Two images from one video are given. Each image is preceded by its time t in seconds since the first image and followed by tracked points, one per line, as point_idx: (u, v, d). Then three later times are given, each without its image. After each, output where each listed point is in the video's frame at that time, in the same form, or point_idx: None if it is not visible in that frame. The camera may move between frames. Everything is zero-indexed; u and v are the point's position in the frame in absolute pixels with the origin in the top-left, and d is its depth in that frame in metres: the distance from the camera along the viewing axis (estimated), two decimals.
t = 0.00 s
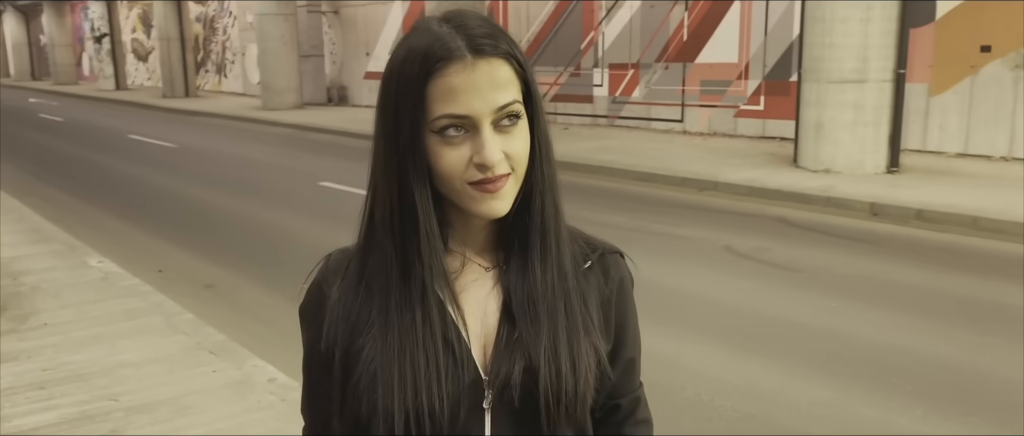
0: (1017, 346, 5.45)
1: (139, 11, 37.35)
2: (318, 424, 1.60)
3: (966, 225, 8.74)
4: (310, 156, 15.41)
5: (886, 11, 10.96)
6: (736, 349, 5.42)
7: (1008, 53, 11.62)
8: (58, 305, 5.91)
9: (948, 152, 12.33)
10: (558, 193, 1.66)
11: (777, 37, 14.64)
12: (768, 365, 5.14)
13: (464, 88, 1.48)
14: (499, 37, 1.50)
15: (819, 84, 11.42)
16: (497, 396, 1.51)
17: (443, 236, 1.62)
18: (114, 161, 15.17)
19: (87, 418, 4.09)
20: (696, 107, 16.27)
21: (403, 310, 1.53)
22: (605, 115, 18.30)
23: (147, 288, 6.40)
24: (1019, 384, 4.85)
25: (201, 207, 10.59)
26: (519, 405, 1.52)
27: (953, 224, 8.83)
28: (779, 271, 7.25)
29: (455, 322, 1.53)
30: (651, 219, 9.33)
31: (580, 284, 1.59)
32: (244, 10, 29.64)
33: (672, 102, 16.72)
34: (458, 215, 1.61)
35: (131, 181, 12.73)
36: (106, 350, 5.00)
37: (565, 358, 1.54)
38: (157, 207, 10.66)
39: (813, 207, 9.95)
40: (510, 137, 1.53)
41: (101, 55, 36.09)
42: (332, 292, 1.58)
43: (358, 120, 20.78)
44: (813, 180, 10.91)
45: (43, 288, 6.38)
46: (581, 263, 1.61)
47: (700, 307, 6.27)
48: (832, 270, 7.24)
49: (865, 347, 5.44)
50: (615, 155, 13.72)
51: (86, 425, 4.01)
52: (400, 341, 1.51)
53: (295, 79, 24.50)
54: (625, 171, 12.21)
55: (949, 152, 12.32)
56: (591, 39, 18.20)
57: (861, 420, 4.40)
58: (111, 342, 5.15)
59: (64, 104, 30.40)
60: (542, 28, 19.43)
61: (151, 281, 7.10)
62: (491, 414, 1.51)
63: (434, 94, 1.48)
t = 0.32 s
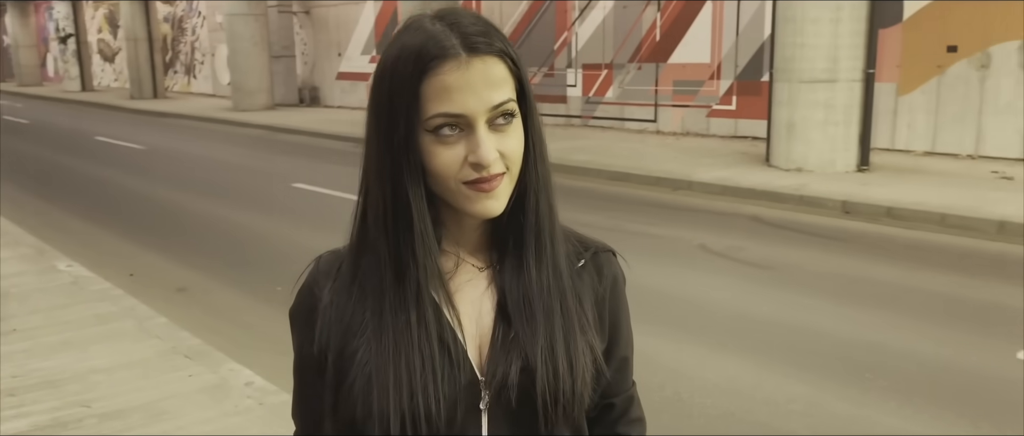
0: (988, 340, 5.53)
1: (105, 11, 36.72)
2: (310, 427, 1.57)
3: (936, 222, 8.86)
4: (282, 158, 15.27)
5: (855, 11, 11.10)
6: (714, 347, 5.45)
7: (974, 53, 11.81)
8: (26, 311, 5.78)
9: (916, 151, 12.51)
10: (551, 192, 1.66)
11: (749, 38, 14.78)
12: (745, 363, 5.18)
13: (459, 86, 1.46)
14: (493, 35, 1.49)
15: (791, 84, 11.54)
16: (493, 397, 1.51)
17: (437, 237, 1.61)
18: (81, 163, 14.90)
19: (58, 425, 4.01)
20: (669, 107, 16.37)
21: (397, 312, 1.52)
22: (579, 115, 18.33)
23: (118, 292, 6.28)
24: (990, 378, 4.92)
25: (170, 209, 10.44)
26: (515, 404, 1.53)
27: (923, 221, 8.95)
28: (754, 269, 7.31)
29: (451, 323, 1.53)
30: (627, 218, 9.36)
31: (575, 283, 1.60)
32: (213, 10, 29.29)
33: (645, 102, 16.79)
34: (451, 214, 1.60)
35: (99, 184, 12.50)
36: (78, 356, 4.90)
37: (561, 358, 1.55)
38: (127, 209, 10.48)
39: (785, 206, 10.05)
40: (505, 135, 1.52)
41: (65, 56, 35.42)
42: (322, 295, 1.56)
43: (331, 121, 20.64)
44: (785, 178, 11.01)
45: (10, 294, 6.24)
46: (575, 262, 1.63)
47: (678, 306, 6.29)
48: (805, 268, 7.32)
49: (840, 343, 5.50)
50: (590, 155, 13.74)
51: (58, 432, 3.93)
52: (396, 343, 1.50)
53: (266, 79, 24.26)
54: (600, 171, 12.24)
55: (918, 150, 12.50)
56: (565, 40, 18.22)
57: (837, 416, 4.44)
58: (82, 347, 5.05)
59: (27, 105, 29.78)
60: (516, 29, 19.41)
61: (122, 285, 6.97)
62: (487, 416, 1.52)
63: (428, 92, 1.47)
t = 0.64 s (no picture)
0: (955, 336, 5.61)
1: (65, 12, 35.93)
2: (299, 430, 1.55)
3: (902, 220, 8.99)
4: (249, 160, 15.07)
5: (821, 12, 11.24)
6: (689, 345, 5.47)
7: (936, 53, 12.03)
8: None
9: (881, 150, 12.70)
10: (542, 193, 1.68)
11: (717, 38, 14.90)
12: (720, 360, 5.21)
13: (448, 83, 1.47)
14: (481, 30, 1.50)
15: (759, 84, 11.65)
16: (487, 398, 1.51)
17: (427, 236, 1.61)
18: (42, 166, 14.56)
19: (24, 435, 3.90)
20: (639, 107, 16.45)
21: (386, 313, 1.51)
22: (549, 116, 18.31)
23: (83, 297, 6.13)
24: (959, 373, 5.00)
25: (135, 213, 10.24)
26: (508, 405, 1.53)
27: (889, 219, 9.08)
28: (725, 267, 7.36)
29: (442, 324, 1.53)
30: (599, 218, 9.38)
31: (566, 283, 1.62)
32: (177, 10, 28.83)
33: (615, 102, 16.85)
34: (441, 213, 1.60)
35: (60, 188, 12.22)
36: (43, 363, 4.78)
37: (554, 357, 1.56)
38: (91, 213, 10.25)
39: (755, 204, 10.14)
40: (496, 132, 1.53)
41: (24, 57, 34.57)
42: (309, 295, 1.54)
43: (299, 123, 20.42)
44: (754, 177, 11.11)
45: None
46: (564, 262, 1.65)
47: (651, 305, 6.31)
48: (776, 265, 7.39)
49: (812, 340, 5.56)
50: (561, 155, 13.75)
51: None
52: (387, 345, 1.49)
53: (232, 80, 23.93)
54: (571, 171, 12.25)
55: (882, 149, 12.70)
56: (535, 40, 18.21)
57: (811, 413, 4.47)
58: (48, 354, 4.93)
59: None
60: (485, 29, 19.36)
61: (87, 291, 6.81)
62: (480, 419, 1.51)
63: (418, 89, 1.47)
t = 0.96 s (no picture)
0: (928, 332, 5.67)
1: (28, 12, 35.27)
2: None
3: (873, 218, 9.09)
4: (220, 161, 14.88)
5: (791, 13, 11.35)
6: (667, 344, 5.47)
7: (903, 54, 12.22)
8: None
9: (851, 148, 12.86)
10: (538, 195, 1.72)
11: (688, 39, 15.01)
12: (699, 359, 5.22)
13: (446, 73, 1.46)
14: (476, 21, 1.50)
15: (731, 84, 11.73)
16: (493, 399, 1.51)
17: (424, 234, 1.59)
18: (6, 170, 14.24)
19: None
20: (612, 107, 16.51)
21: (388, 313, 1.48)
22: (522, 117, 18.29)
23: (50, 303, 5.99)
24: (933, 368, 5.06)
25: (103, 216, 10.06)
26: (514, 406, 1.54)
27: (860, 217, 9.18)
28: (701, 266, 7.39)
29: (446, 324, 1.52)
30: (574, 218, 9.39)
31: (564, 284, 1.67)
32: (144, 11, 28.42)
33: (588, 103, 16.89)
34: (439, 210, 1.59)
35: (25, 191, 11.96)
36: (10, 370, 4.66)
37: (557, 357, 1.59)
38: (57, 216, 10.04)
39: (729, 203, 10.21)
40: (495, 123, 1.53)
41: None
42: (301, 296, 1.49)
43: (270, 124, 20.22)
44: (727, 177, 11.19)
45: None
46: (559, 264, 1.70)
47: (629, 304, 6.32)
48: (750, 264, 7.44)
49: (789, 337, 5.59)
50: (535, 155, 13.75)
51: None
52: (390, 346, 1.46)
53: (201, 81, 23.64)
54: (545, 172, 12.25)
55: (852, 148, 12.85)
56: (508, 40, 18.17)
57: (791, 410, 4.50)
58: (15, 361, 4.80)
59: None
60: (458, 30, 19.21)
61: (54, 296, 6.65)
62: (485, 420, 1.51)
63: (415, 81, 1.46)
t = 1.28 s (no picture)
0: (901, 329, 5.74)
1: None
2: None
3: (842, 216, 9.20)
4: (186, 164, 14.63)
5: (760, 13, 11.45)
6: (645, 344, 5.47)
7: (868, 54, 12.38)
8: None
9: (818, 148, 13.01)
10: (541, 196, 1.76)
11: (658, 39, 15.09)
12: (678, 358, 5.22)
13: (456, 65, 1.45)
14: (484, 16, 1.50)
15: (701, 84, 11.80)
16: (509, 401, 1.52)
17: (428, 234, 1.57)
18: None
19: None
20: (583, 108, 16.54)
21: (402, 314, 1.44)
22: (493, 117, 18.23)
23: (14, 310, 5.83)
24: (906, 365, 5.12)
25: (67, 220, 9.82)
26: (529, 409, 1.55)
27: (830, 216, 9.28)
28: (676, 265, 7.42)
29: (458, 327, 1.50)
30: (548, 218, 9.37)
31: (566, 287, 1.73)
32: (105, 11, 27.84)
33: (558, 104, 16.88)
34: (444, 209, 1.56)
35: None
36: None
37: (567, 358, 1.64)
38: (17, 222, 9.77)
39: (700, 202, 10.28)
40: (503, 118, 1.52)
41: None
42: (302, 300, 1.42)
43: (237, 126, 19.95)
44: (698, 176, 11.26)
45: None
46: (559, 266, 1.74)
47: (606, 304, 6.32)
48: (724, 262, 7.49)
49: (766, 335, 5.63)
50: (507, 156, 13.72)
51: None
52: (405, 351, 1.43)
53: (165, 83, 23.24)
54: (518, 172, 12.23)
55: (819, 147, 13.01)
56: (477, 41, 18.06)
57: (770, 409, 4.52)
58: None
59: None
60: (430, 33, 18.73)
61: (17, 303, 6.47)
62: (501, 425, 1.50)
63: (425, 72, 1.45)
